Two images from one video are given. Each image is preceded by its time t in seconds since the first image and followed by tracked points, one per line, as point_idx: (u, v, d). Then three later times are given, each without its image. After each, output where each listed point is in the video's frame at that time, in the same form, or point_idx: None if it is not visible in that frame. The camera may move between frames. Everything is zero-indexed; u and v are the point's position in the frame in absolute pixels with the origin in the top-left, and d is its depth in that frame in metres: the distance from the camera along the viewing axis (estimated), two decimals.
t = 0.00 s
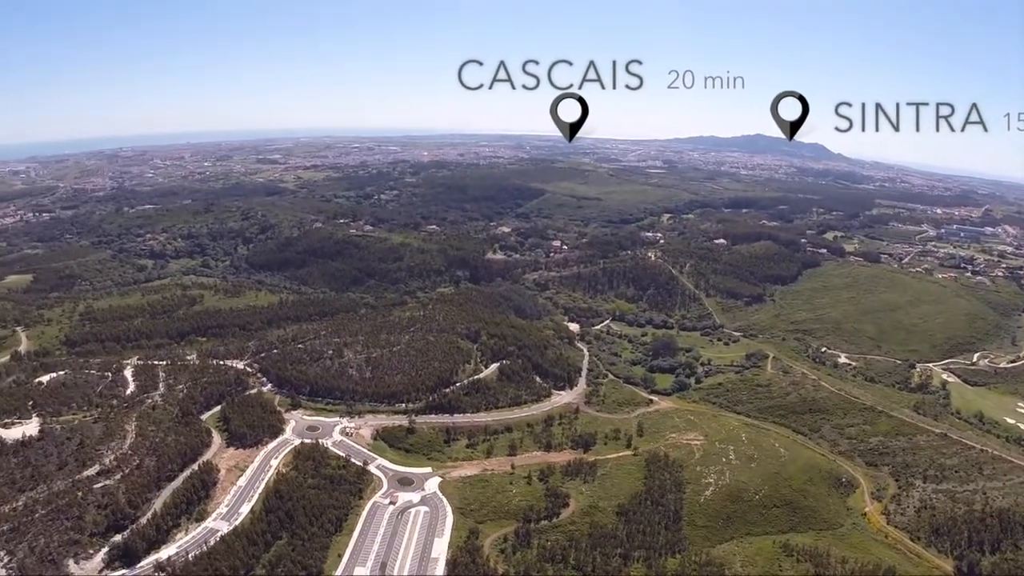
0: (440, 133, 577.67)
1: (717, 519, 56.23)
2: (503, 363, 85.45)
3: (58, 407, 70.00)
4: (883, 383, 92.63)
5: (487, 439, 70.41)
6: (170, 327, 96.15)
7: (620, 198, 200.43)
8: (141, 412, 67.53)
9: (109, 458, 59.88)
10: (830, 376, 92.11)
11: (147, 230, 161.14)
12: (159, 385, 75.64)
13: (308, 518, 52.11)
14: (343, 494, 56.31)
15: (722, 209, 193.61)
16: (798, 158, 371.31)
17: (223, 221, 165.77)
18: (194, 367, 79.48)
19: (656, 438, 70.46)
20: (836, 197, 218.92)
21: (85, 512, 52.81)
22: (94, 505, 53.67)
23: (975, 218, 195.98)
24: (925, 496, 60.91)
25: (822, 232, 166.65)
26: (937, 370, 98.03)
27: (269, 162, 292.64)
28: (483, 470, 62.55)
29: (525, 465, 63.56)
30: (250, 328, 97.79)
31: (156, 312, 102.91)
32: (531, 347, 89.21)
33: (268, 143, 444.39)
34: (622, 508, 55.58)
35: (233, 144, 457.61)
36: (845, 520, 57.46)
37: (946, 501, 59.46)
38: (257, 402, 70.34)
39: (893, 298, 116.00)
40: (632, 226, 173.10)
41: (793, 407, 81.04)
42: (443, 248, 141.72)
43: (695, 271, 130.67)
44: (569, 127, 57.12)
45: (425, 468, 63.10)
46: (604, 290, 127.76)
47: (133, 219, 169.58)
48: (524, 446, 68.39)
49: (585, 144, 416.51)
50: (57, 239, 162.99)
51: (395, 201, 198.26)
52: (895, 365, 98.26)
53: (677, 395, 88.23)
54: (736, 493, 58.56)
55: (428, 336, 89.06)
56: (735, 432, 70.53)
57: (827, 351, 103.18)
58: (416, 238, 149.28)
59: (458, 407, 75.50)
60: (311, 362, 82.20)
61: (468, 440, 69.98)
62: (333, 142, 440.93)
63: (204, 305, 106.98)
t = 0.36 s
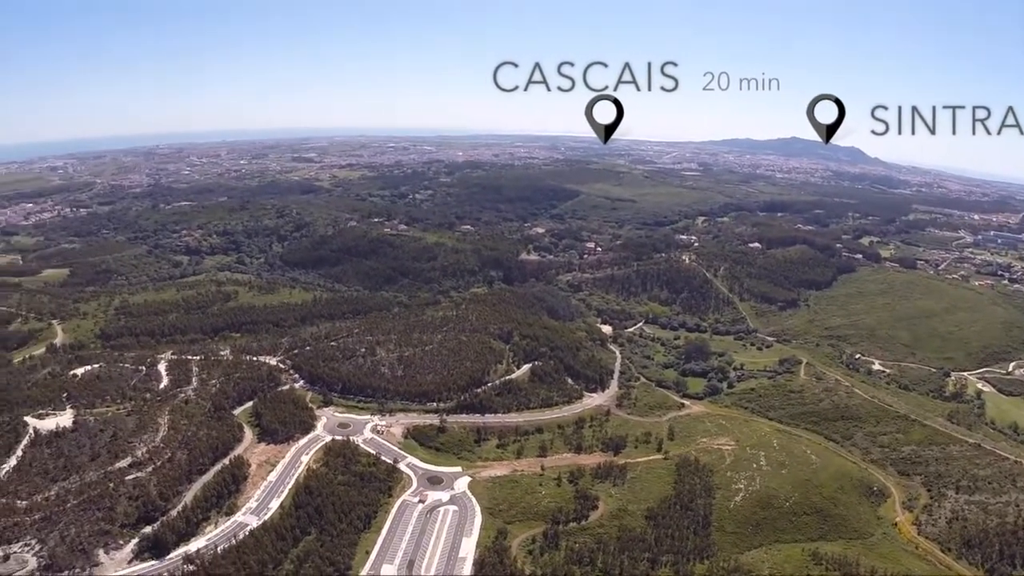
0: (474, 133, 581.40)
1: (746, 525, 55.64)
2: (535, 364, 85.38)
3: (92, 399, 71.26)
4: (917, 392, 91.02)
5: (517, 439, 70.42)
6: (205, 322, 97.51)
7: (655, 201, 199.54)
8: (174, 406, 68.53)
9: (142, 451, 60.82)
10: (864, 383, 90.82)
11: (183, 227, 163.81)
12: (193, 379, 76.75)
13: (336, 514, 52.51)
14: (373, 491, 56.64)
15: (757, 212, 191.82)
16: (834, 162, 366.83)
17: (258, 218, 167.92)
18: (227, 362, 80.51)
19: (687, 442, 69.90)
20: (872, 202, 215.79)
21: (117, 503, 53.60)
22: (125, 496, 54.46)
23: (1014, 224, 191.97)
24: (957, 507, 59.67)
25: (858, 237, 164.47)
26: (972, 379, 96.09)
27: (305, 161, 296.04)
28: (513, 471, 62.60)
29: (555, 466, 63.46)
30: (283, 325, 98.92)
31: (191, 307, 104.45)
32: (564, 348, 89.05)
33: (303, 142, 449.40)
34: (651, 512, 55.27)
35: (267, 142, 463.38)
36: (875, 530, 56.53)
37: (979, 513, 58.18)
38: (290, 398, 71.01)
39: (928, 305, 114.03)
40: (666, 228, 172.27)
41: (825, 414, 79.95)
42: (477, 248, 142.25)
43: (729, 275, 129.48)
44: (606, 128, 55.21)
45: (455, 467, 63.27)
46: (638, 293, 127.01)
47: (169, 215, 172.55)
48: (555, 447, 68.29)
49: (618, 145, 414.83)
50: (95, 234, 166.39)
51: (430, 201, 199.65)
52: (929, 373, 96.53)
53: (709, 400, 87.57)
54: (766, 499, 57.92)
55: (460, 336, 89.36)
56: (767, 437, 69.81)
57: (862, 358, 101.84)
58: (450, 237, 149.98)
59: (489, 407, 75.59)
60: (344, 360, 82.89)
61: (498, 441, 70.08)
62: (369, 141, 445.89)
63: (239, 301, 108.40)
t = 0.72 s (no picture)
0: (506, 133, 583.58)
1: (774, 532, 55.05)
2: (566, 365, 85.24)
3: (126, 392, 72.39)
4: (951, 401, 89.34)
5: (547, 440, 70.41)
6: (239, 318, 98.54)
7: (689, 202, 198.30)
8: (206, 400, 69.43)
9: (173, 444, 61.64)
10: (897, 391, 89.49)
11: (217, 223, 166.04)
12: (225, 373, 77.71)
13: (365, 511, 52.80)
14: (401, 489, 56.86)
15: (791, 216, 189.83)
16: (869, 165, 361.69)
17: (293, 216, 169.64)
18: (260, 358, 81.37)
19: (717, 447, 69.23)
20: (908, 207, 212.54)
21: (147, 495, 54.34)
22: (156, 488, 55.15)
23: None
24: (989, 519, 58.57)
25: (893, 242, 162.13)
26: (1007, 389, 94.08)
27: (339, 159, 298.35)
28: (543, 472, 62.52)
29: (584, 468, 63.27)
30: (316, 322, 99.82)
31: (225, 303, 105.69)
32: (596, 349, 88.77)
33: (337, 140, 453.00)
34: (679, 516, 54.96)
35: (301, 140, 468.19)
36: (905, 540, 55.70)
37: (1011, 526, 57.01)
38: (321, 395, 71.59)
39: (965, 313, 112.05)
40: (700, 231, 171.13)
41: (857, 421, 78.80)
42: (511, 248, 142.47)
43: (764, 279, 126.93)
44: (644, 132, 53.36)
45: (484, 467, 63.39)
46: (671, 295, 125.48)
47: (203, 211, 174.99)
48: (585, 449, 68.11)
49: (650, 146, 412.27)
50: (130, 229, 169.33)
51: (465, 200, 200.60)
52: (963, 382, 94.66)
53: (741, 404, 86.68)
54: (797, 506, 57.24)
55: (491, 335, 89.54)
56: (798, 443, 68.93)
57: (895, 365, 100.46)
58: (483, 237, 150.38)
59: (520, 407, 75.60)
60: (376, 357, 83.42)
61: (528, 441, 70.04)
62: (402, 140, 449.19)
63: (272, 298, 109.52)
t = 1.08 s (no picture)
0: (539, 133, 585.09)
1: (803, 540, 54.41)
2: (599, 367, 85.04)
3: (159, 385, 73.42)
4: (986, 411, 87.31)
5: (578, 442, 70.16)
6: (272, 314, 99.50)
7: (724, 205, 196.77)
8: (239, 395, 70.27)
9: (205, 437, 62.44)
10: (931, 400, 87.96)
11: (252, 220, 168.10)
12: (258, 369, 78.60)
13: (393, 508, 53.01)
14: (430, 488, 56.98)
15: (827, 220, 187.53)
16: (907, 169, 355.81)
17: (327, 213, 171.16)
18: (293, 354, 82.21)
19: (749, 452, 68.45)
20: (947, 212, 208.79)
21: (178, 487, 55.05)
22: (187, 481, 55.84)
23: None
24: (1023, 532, 57.29)
25: (931, 248, 159.53)
26: None
27: (373, 157, 300.30)
28: (573, 474, 62.28)
29: (614, 471, 62.98)
30: (349, 320, 100.55)
31: (259, 299, 106.85)
32: (629, 352, 88.36)
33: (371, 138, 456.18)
34: (708, 522, 54.52)
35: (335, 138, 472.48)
36: (935, 551, 54.76)
37: None
38: (353, 392, 72.10)
39: (1002, 322, 109.71)
40: (735, 234, 169.83)
41: (890, 429, 77.57)
42: (545, 248, 142.58)
43: (799, 283, 126.63)
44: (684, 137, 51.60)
45: (514, 467, 63.40)
46: (705, 298, 124.77)
47: (239, 208, 177.38)
48: (615, 451, 67.79)
49: (683, 148, 409.45)
50: (166, 225, 172.09)
51: (500, 201, 201.24)
52: (999, 393, 91.77)
53: (773, 410, 85.35)
54: (827, 514, 56.50)
55: (524, 336, 89.57)
56: (830, 451, 68.00)
57: (930, 373, 98.63)
58: (518, 237, 150.76)
59: (552, 408, 75.60)
60: (408, 356, 83.91)
61: (559, 443, 69.76)
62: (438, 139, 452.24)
63: (306, 295, 110.52)
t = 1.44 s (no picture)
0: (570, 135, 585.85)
1: (831, 548, 53.77)
2: (629, 370, 84.80)
3: (190, 380, 74.27)
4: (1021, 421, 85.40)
5: (607, 445, 69.76)
6: (304, 312, 100.36)
7: (756, 208, 195.30)
8: (269, 392, 71.01)
9: (235, 433, 63.14)
10: (964, 410, 86.45)
11: (286, 218, 169.94)
12: (289, 366, 79.33)
13: (421, 507, 53.14)
14: (458, 488, 57.08)
15: (861, 225, 185.22)
16: (943, 175, 350.33)
17: (360, 213, 172.53)
18: (323, 352, 82.93)
19: (778, 459, 67.72)
20: (985, 219, 205.14)
21: (207, 482, 55.66)
22: (215, 476, 56.45)
23: None
24: None
25: (967, 255, 156.99)
26: None
27: (405, 158, 301.93)
28: (601, 477, 62.06)
29: (643, 475, 62.64)
30: (380, 319, 101.09)
31: (291, 297, 107.84)
32: (660, 355, 88.23)
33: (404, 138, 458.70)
34: (736, 528, 54.05)
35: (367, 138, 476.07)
36: (965, 564, 53.90)
37: None
38: (383, 391, 72.48)
39: None
40: (767, 238, 168.46)
41: (921, 438, 76.40)
42: (577, 250, 142.58)
43: (831, 288, 125.86)
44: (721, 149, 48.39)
45: (543, 469, 63.30)
46: (737, 303, 123.98)
47: (272, 207, 179.38)
48: (644, 455, 67.40)
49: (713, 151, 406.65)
50: (199, 222, 174.26)
51: (531, 202, 201.60)
52: None
53: (804, 417, 84.08)
54: (855, 524, 55.78)
55: (554, 338, 89.59)
56: (860, 459, 67.06)
57: (963, 382, 96.84)
58: (549, 239, 151.02)
59: (581, 411, 75.38)
60: (438, 356, 84.30)
61: (588, 445, 69.49)
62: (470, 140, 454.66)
63: (338, 294, 111.29)
